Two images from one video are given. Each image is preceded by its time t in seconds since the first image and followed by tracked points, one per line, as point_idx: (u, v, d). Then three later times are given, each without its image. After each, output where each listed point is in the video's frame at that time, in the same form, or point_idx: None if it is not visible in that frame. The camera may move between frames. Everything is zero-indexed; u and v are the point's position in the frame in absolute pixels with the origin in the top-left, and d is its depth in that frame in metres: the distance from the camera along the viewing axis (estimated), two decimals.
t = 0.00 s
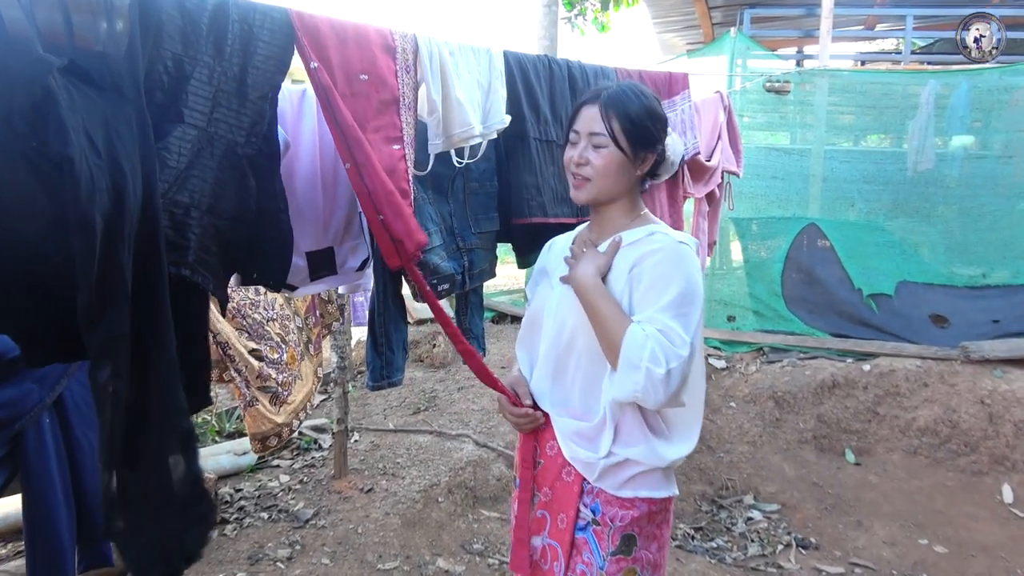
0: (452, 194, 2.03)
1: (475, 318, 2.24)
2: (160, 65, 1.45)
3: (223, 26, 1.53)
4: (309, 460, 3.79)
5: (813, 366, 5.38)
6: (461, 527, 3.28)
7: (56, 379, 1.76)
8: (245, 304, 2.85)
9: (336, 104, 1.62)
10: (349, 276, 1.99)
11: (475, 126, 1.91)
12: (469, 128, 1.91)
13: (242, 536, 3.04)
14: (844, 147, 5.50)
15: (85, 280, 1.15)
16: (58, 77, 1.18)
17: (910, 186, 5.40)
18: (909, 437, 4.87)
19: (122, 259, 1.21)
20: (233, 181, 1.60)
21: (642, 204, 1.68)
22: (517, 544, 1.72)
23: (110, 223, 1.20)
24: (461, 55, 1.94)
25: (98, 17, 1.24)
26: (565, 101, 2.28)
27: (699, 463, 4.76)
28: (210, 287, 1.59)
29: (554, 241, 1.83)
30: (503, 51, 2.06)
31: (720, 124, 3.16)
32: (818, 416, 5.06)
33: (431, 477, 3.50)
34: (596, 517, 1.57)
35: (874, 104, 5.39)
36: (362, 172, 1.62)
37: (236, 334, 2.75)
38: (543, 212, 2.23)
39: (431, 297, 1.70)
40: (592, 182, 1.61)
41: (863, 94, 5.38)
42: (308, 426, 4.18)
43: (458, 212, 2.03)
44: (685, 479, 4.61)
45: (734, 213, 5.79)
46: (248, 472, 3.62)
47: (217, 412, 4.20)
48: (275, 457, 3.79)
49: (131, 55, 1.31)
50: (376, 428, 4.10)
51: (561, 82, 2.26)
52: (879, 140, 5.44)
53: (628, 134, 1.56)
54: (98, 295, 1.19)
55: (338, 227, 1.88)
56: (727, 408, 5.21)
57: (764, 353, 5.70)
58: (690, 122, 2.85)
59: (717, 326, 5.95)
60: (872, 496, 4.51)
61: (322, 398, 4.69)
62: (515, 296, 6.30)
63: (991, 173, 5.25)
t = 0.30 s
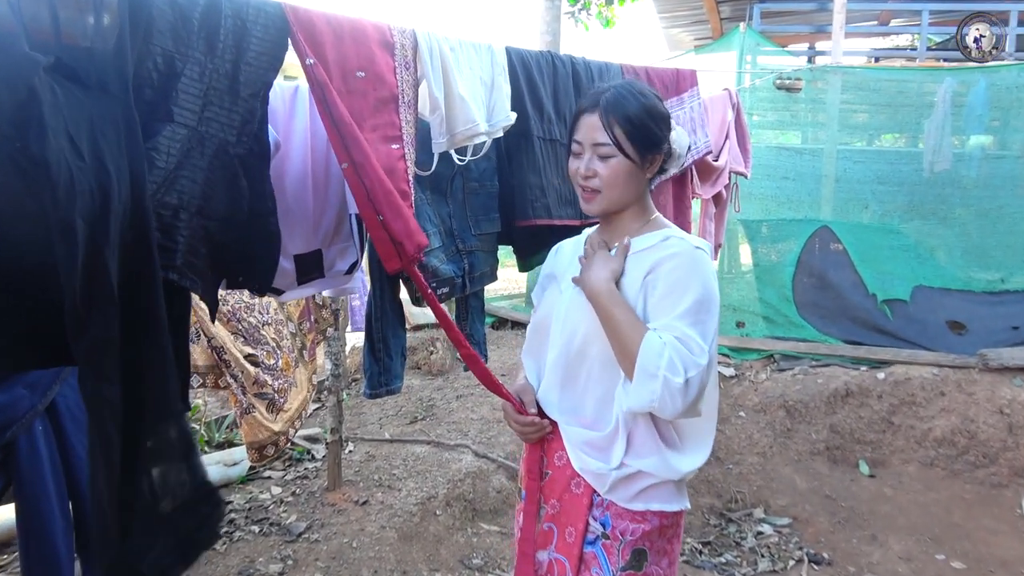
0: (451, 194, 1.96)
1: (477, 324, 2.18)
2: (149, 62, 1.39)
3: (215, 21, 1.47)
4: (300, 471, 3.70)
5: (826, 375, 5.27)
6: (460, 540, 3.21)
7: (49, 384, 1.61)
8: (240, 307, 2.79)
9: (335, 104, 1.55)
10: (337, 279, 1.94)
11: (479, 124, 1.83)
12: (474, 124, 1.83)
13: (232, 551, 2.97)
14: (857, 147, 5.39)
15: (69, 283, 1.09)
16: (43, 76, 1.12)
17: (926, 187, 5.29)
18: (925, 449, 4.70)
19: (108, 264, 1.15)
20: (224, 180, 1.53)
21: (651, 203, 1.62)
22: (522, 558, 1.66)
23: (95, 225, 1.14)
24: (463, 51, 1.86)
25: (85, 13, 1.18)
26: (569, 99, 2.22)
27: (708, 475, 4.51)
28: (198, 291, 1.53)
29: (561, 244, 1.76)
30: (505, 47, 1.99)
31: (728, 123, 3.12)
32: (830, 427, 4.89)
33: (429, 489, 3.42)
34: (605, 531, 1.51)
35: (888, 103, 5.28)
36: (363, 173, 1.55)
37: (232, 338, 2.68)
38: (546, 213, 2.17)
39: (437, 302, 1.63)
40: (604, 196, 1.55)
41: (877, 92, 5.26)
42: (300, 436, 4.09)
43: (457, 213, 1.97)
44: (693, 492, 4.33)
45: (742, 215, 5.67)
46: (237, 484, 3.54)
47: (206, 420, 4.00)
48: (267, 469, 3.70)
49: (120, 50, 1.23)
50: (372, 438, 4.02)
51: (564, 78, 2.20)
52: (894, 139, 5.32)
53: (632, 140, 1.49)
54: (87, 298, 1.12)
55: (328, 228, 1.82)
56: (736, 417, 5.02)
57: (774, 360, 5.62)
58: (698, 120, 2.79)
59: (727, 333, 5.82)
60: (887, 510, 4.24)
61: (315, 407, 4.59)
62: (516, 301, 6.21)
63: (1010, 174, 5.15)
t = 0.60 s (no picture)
0: (447, 195, 1.91)
1: (470, 330, 2.12)
2: (136, 58, 1.34)
3: (204, 16, 1.42)
4: (292, 481, 3.63)
5: (838, 382, 5.17)
6: (458, 553, 3.14)
7: (29, 393, 1.50)
8: (230, 310, 2.73)
9: (328, 100, 1.49)
10: (330, 282, 1.87)
11: (477, 122, 1.77)
12: (471, 122, 1.76)
13: (221, 564, 2.91)
14: (870, 145, 5.30)
15: (63, 287, 1.00)
16: (31, 68, 1.06)
17: (941, 186, 5.20)
18: (941, 458, 4.60)
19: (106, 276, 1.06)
20: (213, 182, 1.47)
21: (656, 203, 1.55)
22: (523, 570, 1.59)
23: (86, 227, 1.06)
24: (460, 46, 1.81)
25: (69, 6, 1.12)
26: (571, 96, 2.16)
27: (714, 485, 4.35)
28: (186, 295, 1.47)
29: (566, 245, 1.70)
30: (505, 42, 1.94)
31: (737, 120, 3.05)
32: (843, 436, 4.79)
33: (426, 500, 3.36)
34: (609, 543, 1.45)
35: (903, 99, 5.20)
36: (358, 171, 1.49)
37: (223, 342, 2.65)
38: (548, 214, 2.11)
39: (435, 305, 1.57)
40: (605, 199, 1.49)
41: (891, 88, 5.18)
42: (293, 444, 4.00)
43: (453, 214, 1.91)
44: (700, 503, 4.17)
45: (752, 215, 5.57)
46: (226, 494, 3.46)
47: (195, 428, 3.92)
48: (258, 478, 3.63)
49: (106, 46, 1.18)
50: (367, 447, 3.96)
51: (567, 74, 2.14)
52: (909, 138, 5.24)
53: (636, 139, 1.43)
54: (82, 305, 1.03)
55: (321, 230, 1.75)
56: (745, 425, 4.92)
57: (785, 366, 5.49)
58: (702, 118, 2.71)
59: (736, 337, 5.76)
60: (901, 522, 4.10)
61: (308, 414, 4.51)
62: (516, 305, 6.14)
63: None
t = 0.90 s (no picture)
0: (447, 196, 1.86)
1: (468, 337, 2.06)
2: (128, 54, 1.29)
3: (199, 10, 1.36)
4: (286, 491, 3.56)
5: (852, 391, 4.93)
6: (457, 567, 3.07)
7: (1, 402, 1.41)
8: (218, 315, 2.63)
9: (327, 98, 1.43)
10: (333, 286, 1.80)
11: (476, 121, 1.72)
12: (470, 123, 1.71)
13: None
14: (885, 143, 5.19)
15: (68, 292, 1.03)
16: (19, 66, 1.03)
17: (960, 187, 5.10)
18: (959, 470, 4.37)
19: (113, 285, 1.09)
20: (206, 183, 1.42)
21: (665, 204, 1.49)
22: None
23: (84, 233, 1.08)
24: (461, 43, 1.75)
25: None
26: (574, 94, 2.11)
27: (724, 497, 4.22)
28: (178, 299, 1.43)
29: (571, 248, 1.64)
30: (506, 38, 1.89)
31: (749, 118, 2.97)
32: (857, 445, 4.57)
33: (425, 511, 3.29)
34: (611, 555, 1.39)
35: (919, 98, 5.07)
36: (355, 172, 1.43)
37: (209, 349, 2.55)
38: (549, 216, 2.06)
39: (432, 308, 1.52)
40: (612, 199, 1.43)
41: (908, 86, 5.05)
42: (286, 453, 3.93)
43: (453, 215, 1.86)
44: (709, 516, 4.05)
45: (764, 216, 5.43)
46: (219, 505, 3.40)
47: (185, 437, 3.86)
48: (250, 488, 3.56)
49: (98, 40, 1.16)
50: (364, 456, 3.89)
51: (571, 72, 2.09)
52: (925, 136, 5.13)
53: (644, 138, 1.38)
54: (92, 314, 1.07)
55: (322, 232, 1.69)
56: (755, 435, 4.70)
57: (796, 373, 5.30)
58: (712, 116, 2.66)
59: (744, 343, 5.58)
60: (917, 536, 3.93)
61: (303, 421, 4.43)
62: (518, 309, 6.08)
63: None
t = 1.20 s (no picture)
0: (452, 195, 1.81)
1: (478, 343, 2.01)
2: (122, 49, 1.24)
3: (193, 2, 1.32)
4: (281, 501, 3.49)
5: (868, 398, 4.82)
6: None
7: None
8: (210, 318, 2.59)
9: (325, 95, 1.36)
10: (330, 289, 1.74)
11: (483, 117, 1.66)
12: (478, 118, 1.66)
13: None
14: (903, 143, 4.91)
15: (56, 294, 0.96)
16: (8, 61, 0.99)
17: (980, 188, 4.79)
18: (979, 481, 4.24)
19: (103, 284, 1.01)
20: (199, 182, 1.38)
21: (673, 204, 1.44)
22: None
23: (73, 233, 1.01)
24: (465, 37, 1.70)
25: None
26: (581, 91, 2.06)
27: (735, 509, 4.15)
28: (170, 303, 1.40)
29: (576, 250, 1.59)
30: (510, 32, 1.84)
31: (761, 116, 2.93)
32: (874, 455, 4.47)
33: (425, 522, 3.24)
34: (617, 568, 1.33)
35: (937, 95, 4.79)
36: (353, 172, 1.37)
37: (201, 353, 2.51)
38: (554, 217, 2.00)
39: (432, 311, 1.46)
40: (611, 196, 1.38)
41: (925, 83, 4.77)
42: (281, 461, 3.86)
43: (458, 215, 1.81)
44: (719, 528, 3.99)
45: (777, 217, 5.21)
46: (211, 514, 3.34)
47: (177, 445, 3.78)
48: (244, 498, 3.50)
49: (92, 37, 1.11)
50: (361, 465, 3.82)
51: (577, 69, 2.04)
52: (943, 135, 4.85)
53: (648, 135, 1.33)
54: (80, 314, 1.00)
55: (319, 233, 1.63)
56: (767, 444, 4.67)
57: (810, 380, 5.15)
58: (726, 114, 2.61)
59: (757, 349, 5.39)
60: (935, 548, 3.83)
61: (297, 429, 4.36)
62: (521, 314, 6.01)
63: None
